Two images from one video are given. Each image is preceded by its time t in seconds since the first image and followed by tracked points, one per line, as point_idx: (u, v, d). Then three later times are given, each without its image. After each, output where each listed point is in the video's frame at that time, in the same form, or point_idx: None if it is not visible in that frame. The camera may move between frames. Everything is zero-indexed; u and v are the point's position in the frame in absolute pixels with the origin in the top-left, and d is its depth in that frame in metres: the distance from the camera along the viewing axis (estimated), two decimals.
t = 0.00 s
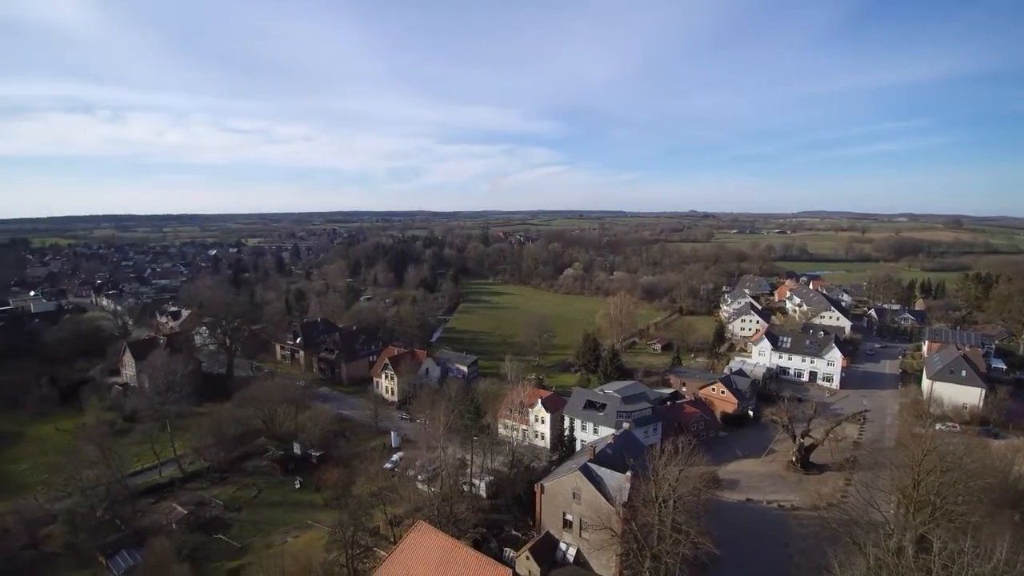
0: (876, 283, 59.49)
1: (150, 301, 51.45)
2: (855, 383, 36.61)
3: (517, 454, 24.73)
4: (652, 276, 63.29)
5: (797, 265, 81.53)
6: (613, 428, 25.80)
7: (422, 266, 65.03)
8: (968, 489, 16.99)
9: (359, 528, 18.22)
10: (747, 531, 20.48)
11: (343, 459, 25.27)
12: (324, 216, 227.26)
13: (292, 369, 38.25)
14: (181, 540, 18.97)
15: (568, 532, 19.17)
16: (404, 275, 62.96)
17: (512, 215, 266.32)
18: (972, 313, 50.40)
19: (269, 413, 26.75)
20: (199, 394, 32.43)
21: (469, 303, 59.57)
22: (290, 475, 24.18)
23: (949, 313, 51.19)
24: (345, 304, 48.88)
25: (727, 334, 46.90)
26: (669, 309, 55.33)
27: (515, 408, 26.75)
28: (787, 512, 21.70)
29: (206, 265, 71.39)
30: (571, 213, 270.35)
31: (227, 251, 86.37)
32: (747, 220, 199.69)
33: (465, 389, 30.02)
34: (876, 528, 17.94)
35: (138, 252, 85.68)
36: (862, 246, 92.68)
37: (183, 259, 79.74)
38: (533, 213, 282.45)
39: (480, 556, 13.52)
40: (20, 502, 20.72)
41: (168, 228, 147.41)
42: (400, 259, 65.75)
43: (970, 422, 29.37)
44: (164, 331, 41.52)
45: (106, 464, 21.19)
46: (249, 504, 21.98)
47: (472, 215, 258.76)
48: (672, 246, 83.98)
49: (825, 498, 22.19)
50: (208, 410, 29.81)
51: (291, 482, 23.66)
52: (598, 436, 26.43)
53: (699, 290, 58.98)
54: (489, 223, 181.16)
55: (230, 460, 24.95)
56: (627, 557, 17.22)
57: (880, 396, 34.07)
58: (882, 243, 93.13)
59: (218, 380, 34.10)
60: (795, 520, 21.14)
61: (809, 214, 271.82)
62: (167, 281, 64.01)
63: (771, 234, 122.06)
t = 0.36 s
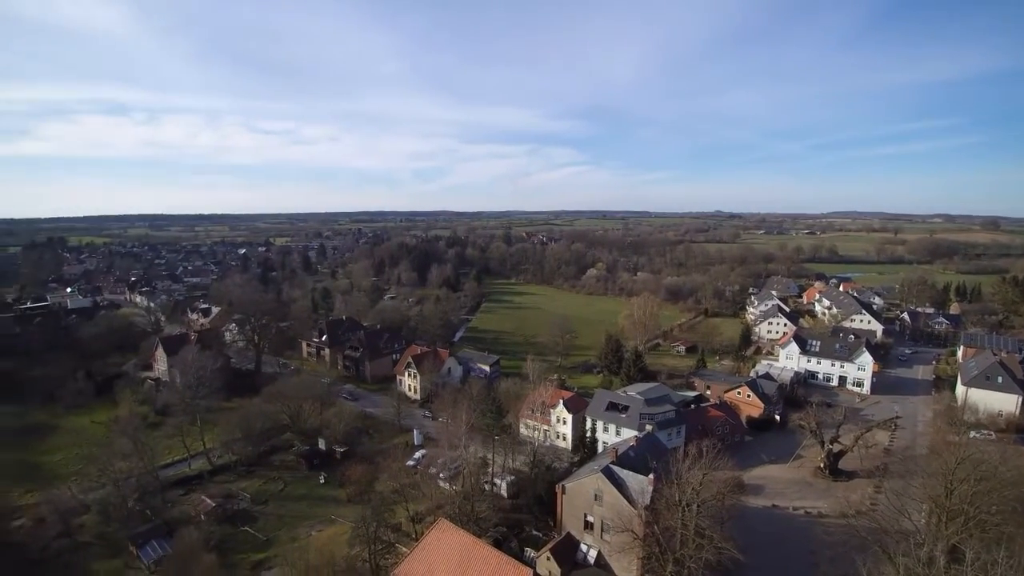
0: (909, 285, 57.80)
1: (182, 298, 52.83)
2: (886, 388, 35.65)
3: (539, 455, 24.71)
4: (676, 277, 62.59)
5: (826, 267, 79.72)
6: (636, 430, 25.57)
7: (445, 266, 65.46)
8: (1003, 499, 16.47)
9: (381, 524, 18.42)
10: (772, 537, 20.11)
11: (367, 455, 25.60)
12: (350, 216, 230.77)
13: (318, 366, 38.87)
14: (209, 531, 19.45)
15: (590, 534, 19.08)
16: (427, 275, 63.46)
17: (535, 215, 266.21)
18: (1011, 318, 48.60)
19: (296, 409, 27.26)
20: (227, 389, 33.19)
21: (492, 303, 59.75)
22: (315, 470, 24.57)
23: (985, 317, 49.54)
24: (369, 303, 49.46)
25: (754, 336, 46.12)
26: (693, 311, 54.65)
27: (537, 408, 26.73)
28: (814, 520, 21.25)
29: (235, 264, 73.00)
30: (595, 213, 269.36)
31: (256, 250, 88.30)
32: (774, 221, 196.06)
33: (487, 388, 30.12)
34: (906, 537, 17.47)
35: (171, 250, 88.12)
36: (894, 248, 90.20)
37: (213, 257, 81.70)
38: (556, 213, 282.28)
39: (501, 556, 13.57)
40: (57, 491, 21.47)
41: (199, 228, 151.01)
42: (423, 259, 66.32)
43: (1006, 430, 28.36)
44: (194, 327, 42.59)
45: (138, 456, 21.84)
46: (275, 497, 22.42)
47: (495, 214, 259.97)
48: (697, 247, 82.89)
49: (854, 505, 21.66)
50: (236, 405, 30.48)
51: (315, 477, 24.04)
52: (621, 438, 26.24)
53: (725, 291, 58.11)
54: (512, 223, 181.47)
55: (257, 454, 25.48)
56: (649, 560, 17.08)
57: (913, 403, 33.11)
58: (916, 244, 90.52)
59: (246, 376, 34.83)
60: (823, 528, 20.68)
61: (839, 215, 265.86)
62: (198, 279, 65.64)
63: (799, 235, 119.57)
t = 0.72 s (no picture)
0: (948, 289, 55.75)
1: (216, 295, 54.29)
2: (924, 395, 34.46)
3: (563, 455, 24.62)
4: (704, 278, 61.70)
5: (860, 269, 77.52)
6: (662, 433, 25.25)
7: (470, 265, 65.81)
8: None
9: (406, 520, 18.60)
10: (802, 546, 19.63)
11: (393, 451, 25.90)
12: (377, 216, 233.82)
13: (346, 363, 39.47)
14: (240, 523, 19.92)
15: (613, 536, 18.93)
16: (453, 274, 63.89)
17: (561, 215, 265.60)
18: None
19: (324, 404, 27.75)
20: (258, 385, 33.97)
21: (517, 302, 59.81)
22: (342, 465, 24.97)
23: None
24: (396, 301, 50.03)
25: (784, 339, 45.11)
26: (722, 313, 53.75)
27: (561, 408, 26.63)
28: (846, 529, 20.67)
29: (267, 262, 74.75)
30: (621, 213, 267.27)
31: (287, 249, 90.30)
32: (806, 221, 191.61)
33: (511, 388, 30.15)
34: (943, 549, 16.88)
35: (206, 249, 90.72)
36: (933, 250, 87.17)
37: (246, 256, 83.76)
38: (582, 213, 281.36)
39: (525, 556, 13.54)
40: (96, 481, 22.26)
41: (232, 227, 154.91)
42: (449, 258, 66.79)
43: None
44: (227, 324, 43.70)
45: (173, 448, 22.50)
46: (303, 491, 22.85)
47: (520, 214, 259.94)
48: (726, 248, 81.48)
49: (887, 515, 21.00)
50: (267, 400, 31.16)
51: (342, 472, 24.43)
52: (646, 440, 25.95)
53: (754, 293, 57.01)
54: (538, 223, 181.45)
55: (286, 448, 26.00)
56: (674, 565, 16.86)
57: (952, 410, 31.94)
58: (956, 246, 87.34)
59: (277, 372, 35.60)
60: (854, 537, 20.11)
61: (874, 216, 258.03)
62: (232, 277, 67.45)
63: (833, 236, 116.54)
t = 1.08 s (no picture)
0: (991, 292, 53.58)
1: (248, 292, 55.59)
2: (964, 402, 33.19)
3: (587, 457, 24.48)
4: (733, 280, 60.62)
5: (897, 272, 75.11)
6: (689, 437, 24.87)
7: (496, 265, 65.97)
8: None
9: (430, 517, 18.73)
10: (833, 555, 19.09)
11: (418, 449, 26.11)
12: (405, 216, 236.70)
13: (373, 360, 39.96)
14: (269, 516, 20.33)
15: (638, 540, 18.72)
16: (479, 274, 64.14)
17: (587, 216, 264.38)
18: None
19: (351, 401, 28.15)
20: (288, 380, 34.64)
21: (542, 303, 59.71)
22: (368, 461, 25.27)
23: None
24: (422, 300, 50.47)
25: (817, 343, 44.01)
26: (751, 315, 52.73)
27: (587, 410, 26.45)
28: (879, 539, 20.02)
29: (298, 261, 76.28)
30: (648, 214, 264.54)
31: (317, 248, 91.98)
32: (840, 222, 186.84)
33: (536, 388, 30.10)
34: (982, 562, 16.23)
35: (239, 248, 93.04)
36: (975, 252, 83.92)
37: (277, 255, 85.61)
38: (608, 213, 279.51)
39: (549, 556, 13.46)
40: (133, 471, 22.97)
41: (264, 227, 158.36)
42: (475, 258, 67.07)
43: None
44: (259, 321, 44.68)
45: (206, 440, 23.10)
46: (330, 485, 23.22)
47: (546, 214, 259.94)
48: (756, 249, 79.90)
49: (924, 526, 20.28)
50: (296, 396, 31.75)
51: (368, 468, 24.73)
52: (672, 444, 25.60)
53: (785, 295, 55.76)
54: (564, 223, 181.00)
55: (315, 443, 26.45)
56: (700, 570, 16.56)
57: (993, 419, 30.69)
58: (1000, 248, 83.89)
59: (306, 368, 36.26)
60: (888, 547, 19.48)
61: (911, 216, 250.28)
62: (263, 275, 69.01)
63: (869, 238, 113.19)
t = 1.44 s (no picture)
0: None
1: (280, 290, 56.84)
2: (1008, 411, 31.80)
3: (613, 459, 24.26)
4: (765, 282, 59.38)
5: (937, 275, 72.49)
6: (718, 441, 24.41)
7: (523, 265, 66.00)
8: None
9: (456, 515, 18.82)
10: (867, 566, 18.47)
11: (443, 447, 26.27)
12: (431, 216, 238.79)
13: (400, 358, 40.40)
14: (299, 509, 20.71)
15: (664, 544, 18.49)
16: (505, 274, 64.27)
17: (615, 216, 262.86)
18: None
19: (378, 398, 28.50)
20: (318, 377, 35.27)
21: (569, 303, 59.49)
22: (395, 458, 25.52)
23: None
24: (449, 299, 50.83)
25: (852, 348, 42.78)
26: (783, 319, 51.54)
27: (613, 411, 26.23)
28: (915, 550, 19.32)
29: (328, 260, 77.68)
30: (677, 215, 261.63)
31: (346, 247, 93.49)
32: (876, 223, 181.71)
33: (562, 388, 29.98)
34: None
35: (272, 246, 95.23)
36: (1022, 255, 80.37)
37: (308, 253, 87.35)
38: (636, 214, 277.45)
39: (573, 558, 13.37)
40: (168, 462, 23.69)
41: (296, 226, 161.75)
42: (502, 258, 67.25)
43: None
44: (290, 318, 45.61)
45: (238, 434, 23.68)
46: (357, 480, 23.53)
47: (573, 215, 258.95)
48: (789, 250, 78.06)
49: (963, 538, 19.50)
50: (325, 392, 32.29)
51: (395, 464, 24.97)
52: (700, 448, 25.15)
53: (819, 298, 54.33)
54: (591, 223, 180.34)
55: (343, 438, 26.84)
56: None
57: None
58: None
59: (335, 365, 36.85)
60: (924, 559, 18.79)
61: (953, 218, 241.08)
62: (295, 273, 70.49)
63: (907, 239, 109.51)
